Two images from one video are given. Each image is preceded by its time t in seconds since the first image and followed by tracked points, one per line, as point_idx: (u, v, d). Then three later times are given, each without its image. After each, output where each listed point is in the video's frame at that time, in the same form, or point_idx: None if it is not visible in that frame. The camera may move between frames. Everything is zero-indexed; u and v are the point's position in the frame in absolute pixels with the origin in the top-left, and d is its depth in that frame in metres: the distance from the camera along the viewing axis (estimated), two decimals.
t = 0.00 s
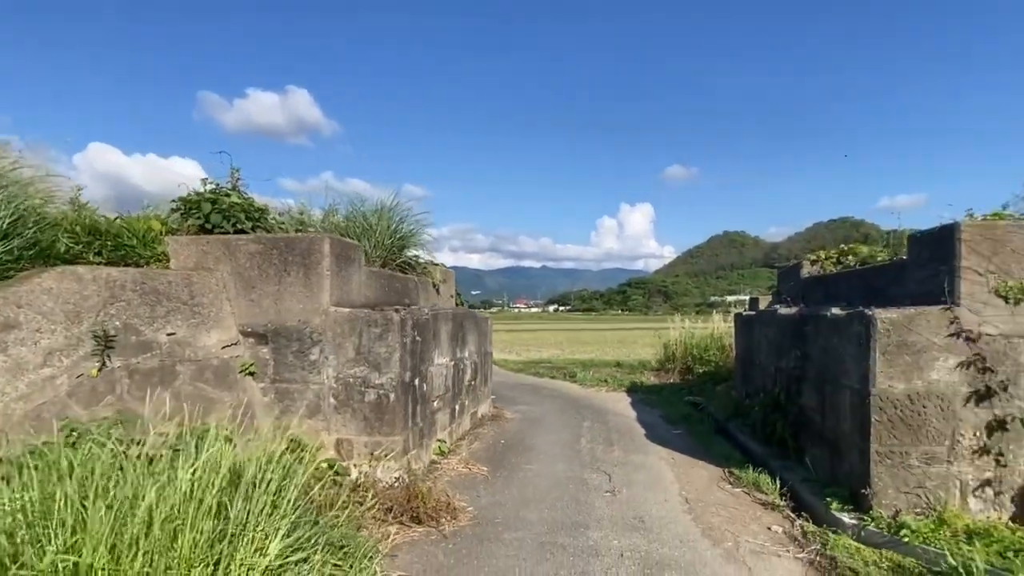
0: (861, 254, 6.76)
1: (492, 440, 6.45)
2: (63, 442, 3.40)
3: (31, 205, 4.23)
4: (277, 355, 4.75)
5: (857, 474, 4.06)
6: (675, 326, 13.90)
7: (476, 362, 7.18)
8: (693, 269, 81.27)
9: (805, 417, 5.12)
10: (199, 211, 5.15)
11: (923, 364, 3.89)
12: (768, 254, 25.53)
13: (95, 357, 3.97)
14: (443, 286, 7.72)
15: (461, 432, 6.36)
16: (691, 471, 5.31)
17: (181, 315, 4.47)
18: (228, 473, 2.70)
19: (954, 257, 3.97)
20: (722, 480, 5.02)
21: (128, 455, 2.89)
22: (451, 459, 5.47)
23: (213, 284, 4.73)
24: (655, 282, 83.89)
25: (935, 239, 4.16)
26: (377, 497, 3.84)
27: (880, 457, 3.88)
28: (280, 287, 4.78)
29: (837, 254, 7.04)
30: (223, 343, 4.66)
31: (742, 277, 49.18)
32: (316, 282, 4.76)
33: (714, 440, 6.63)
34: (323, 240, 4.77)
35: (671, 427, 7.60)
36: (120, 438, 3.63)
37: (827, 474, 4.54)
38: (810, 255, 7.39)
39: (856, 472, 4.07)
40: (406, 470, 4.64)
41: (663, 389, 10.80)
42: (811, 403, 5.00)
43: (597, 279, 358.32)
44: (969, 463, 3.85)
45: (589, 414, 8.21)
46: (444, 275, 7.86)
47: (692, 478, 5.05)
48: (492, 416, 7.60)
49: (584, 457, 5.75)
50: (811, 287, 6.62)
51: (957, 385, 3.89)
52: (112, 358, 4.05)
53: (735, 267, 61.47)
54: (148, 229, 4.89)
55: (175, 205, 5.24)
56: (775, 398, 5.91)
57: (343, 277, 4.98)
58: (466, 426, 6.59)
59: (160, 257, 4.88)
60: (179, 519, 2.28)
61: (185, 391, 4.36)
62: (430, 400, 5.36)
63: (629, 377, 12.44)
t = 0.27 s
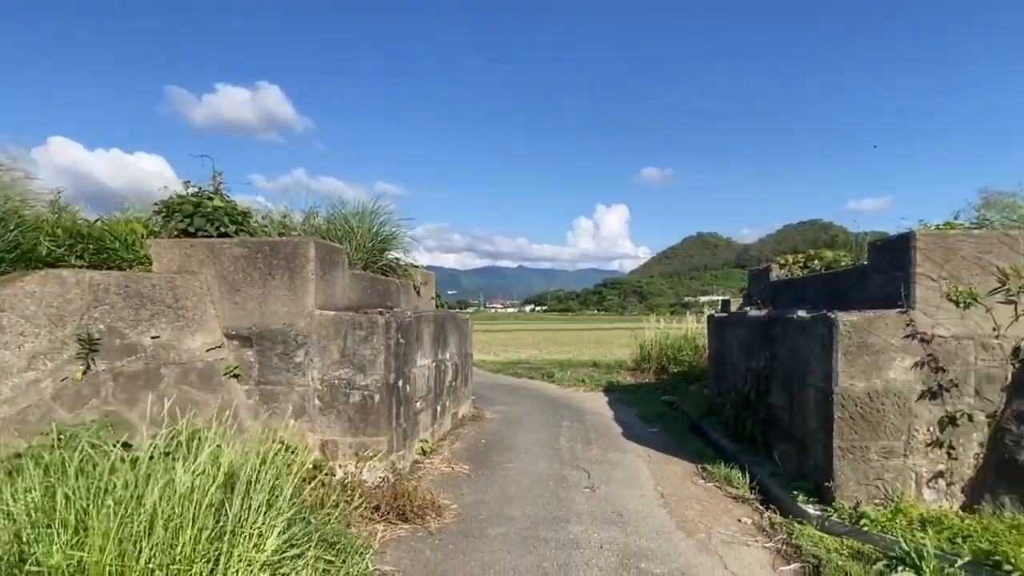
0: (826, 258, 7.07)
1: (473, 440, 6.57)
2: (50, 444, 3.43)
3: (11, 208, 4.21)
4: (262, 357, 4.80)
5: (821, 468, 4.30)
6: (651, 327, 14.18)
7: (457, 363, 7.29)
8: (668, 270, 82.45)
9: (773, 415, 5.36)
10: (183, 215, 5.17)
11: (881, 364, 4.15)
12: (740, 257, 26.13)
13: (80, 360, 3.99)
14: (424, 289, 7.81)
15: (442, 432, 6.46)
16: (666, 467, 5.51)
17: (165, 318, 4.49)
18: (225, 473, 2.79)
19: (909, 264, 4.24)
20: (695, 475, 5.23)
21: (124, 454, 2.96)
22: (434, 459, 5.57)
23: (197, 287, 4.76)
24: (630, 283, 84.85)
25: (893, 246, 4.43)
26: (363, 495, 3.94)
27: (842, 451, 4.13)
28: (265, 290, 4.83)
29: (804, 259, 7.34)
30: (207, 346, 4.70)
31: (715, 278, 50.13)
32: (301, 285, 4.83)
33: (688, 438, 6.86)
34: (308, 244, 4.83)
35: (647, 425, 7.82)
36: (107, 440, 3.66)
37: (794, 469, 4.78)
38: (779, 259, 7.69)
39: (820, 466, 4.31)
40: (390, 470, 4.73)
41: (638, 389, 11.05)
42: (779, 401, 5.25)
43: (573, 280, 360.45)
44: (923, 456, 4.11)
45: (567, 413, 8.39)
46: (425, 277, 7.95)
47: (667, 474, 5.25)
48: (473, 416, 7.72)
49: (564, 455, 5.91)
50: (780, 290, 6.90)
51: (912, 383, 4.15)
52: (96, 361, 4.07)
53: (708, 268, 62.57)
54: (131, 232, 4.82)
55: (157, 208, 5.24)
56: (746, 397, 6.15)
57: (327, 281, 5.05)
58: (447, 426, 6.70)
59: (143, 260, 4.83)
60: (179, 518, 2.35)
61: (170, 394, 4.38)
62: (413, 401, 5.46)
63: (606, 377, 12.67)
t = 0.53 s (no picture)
0: (799, 261, 7.30)
1: (457, 439, 6.64)
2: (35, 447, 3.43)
3: None
4: (247, 359, 4.81)
5: (794, 463, 4.47)
6: (630, 327, 14.39)
7: (440, 364, 7.35)
8: (646, 270, 83.32)
9: (749, 413, 5.54)
10: (166, 216, 5.15)
11: (851, 363, 4.34)
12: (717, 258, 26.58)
13: (63, 363, 3.97)
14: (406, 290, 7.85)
15: (426, 432, 6.52)
16: (646, 465, 5.65)
17: (149, 320, 4.46)
18: (219, 475, 2.85)
19: (877, 268, 4.44)
20: (674, 472, 5.39)
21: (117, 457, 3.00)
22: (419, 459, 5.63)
23: (181, 289, 4.75)
24: (609, 283, 85.53)
25: (862, 251, 4.63)
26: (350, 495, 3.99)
27: (814, 448, 4.31)
28: (249, 292, 4.84)
29: (778, 261, 7.57)
30: (191, 348, 4.69)
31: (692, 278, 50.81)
32: (286, 287, 4.85)
33: (667, 436, 7.03)
34: (294, 246, 4.86)
35: (627, 424, 7.97)
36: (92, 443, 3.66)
37: (768, 465, 4.96)
38: (755, 261, 7.91)
39: (793, 462, 4.49)
40: (376, 470, 4.79)
41: (618, 388, 11.22)
42: (754, 400, 5.43)
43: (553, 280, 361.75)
44: (889, 451, 4.31)
45: (549, 413, 8.50)
46: (408, 279, 7.99)
47: (647, 471, 5.39)
48: (456, 417, 7.79)
49: (547, 454, 6.02)
50: (755, 292, 7.11)
51: (880, 382, 4.35)
52: (79, 364, 4.05)
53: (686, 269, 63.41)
54: (114, 233, 4.77)
55: (139, 210, 5.22)
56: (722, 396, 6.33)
57: (312, 283, 5.08)
58: (431, 426, 6.76)
59: (125, 262, 4.80)
60: (175, 519, 2.42)
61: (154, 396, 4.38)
62: (398, 402, 5.51)
63: (586, 377, 12.83)
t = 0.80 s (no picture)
0: (779, 263, 7.45)
1: (443, 440, 6.66)
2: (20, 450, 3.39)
3: None
4: (233, 360, 4.79)
5: (774, 460, 4.59)
6: (614, 327, 14.52)
7: (426, 364, 7.37)
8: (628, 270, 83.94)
9: (731, 411, 5.66)
10: (150, 217, 5.10)
11: (829, 363, 4.47)
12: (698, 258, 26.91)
13: (45, 365, 3.92)
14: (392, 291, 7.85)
15: (412, 433, 6.54)
16: (631, 463, 5.74)
17: (133, 321, 4.40)
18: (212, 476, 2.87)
19: (854, 270, 4.58)
20: (658, 470, 5.48)
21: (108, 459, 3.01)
22: (406, 459, 5.65)
23: (166, 290, 4.71)
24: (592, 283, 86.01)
25: (839, 253, 4.77)
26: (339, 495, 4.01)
27: (794, 445, 4.43)
28: (236, 293, 4.82)
29: (759, 263, 7.72)
30: (176, 349, 4.65)
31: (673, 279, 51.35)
32: (273, 288, 4.83)
33: (650, 435, 7.14)
34: (281, 247, 4.84)
35: (611, 423, 8.07)
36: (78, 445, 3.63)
37: (749, 462, 5.08)
38: (736, 263, 8.06)
39: (774, 459, 4.61)
40: (364, 471, 4.79)
41: (602, 388, 11.32)
42: (735, 398, 5.55)
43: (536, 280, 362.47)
44: (866, 448, 4.45)
45: (534, 412, 8.56)
46: (394, 279, 7.98)
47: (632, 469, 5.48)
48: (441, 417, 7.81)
49: (533, 453, 6.08)
50: (736, 293, 7.25)
51: (857, 380, 4.48)
52: (62, 365, 3.99)
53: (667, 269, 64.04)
54: (97, 233, 4.70)
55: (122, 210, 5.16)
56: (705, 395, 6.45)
57: (299, 283, 5.07)
58: (417, 427, 6.77)
59: (108, 262, 4.73)
60: (170, 521, 2.45)
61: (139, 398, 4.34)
62: (385, 402, 5.52)
63: (570, 377, 12.92)
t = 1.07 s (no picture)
0: (760, 263, 7.56)
1: (428, 440, 6.65)
2: None
3: None
4: (215, 361, 4.73)
5: (756, 458, 4.66)
6: (597, 327, 14.59)
7: (410, 364, 7.34)
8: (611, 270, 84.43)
9: (713, 410, 5.73)
10: (128, 215, 5.01)
11: (809, 362, 4.55)
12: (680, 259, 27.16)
13: (21, 366, 3.84)
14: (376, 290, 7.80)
15: (397, 433, 6.51)
16: (615, 462, 5.79)
17: (111, 321, 4.33)
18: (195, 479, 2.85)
19: (833, 271, 4.66)
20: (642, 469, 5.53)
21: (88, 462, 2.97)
22: (390, 460, 5.62)
23: (146, 289, 4.64)
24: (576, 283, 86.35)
25: (819, 254, 4.85)
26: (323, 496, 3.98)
27: (774, 442, 4.50)
28: (217, 293, 4.75)
29: (740, 263, 7.82)
30: (156, 350, 4.58)
31: (656, 279, 51.78)
32: (256, 288, 4.78)
33: (634, 434, 7.19)
34: (264, 246, 4.79)
35: (595, 422, 8.11)
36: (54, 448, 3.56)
37: (731, 460, 5.15)
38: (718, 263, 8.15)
39: (755, 456, 4.68)
40: (348, 472, 4.76)
41: (586, 388, 11.38)
42: (718, 397, 5.62)
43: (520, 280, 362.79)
44: (845, 445, 4.54)
45: (518, 412, 8.58)
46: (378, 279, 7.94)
47: (616, 468, 5.52)
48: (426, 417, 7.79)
49: (518, 452, 6.09)
50: (719, 293, 7.33)
51: (835, 379, 4.57)
52: (38, 366, 3.91)
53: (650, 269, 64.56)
54: (75, 232, 4.61)
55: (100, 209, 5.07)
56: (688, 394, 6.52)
57: (282, 283, 5.02)
58: (401, 427, 6.74)
59: (86, 261, 4.64)
60: (153, 524, 2.43)
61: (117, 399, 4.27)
62: (369, 403, 5.49)
63: (555, 377, 12.95)
